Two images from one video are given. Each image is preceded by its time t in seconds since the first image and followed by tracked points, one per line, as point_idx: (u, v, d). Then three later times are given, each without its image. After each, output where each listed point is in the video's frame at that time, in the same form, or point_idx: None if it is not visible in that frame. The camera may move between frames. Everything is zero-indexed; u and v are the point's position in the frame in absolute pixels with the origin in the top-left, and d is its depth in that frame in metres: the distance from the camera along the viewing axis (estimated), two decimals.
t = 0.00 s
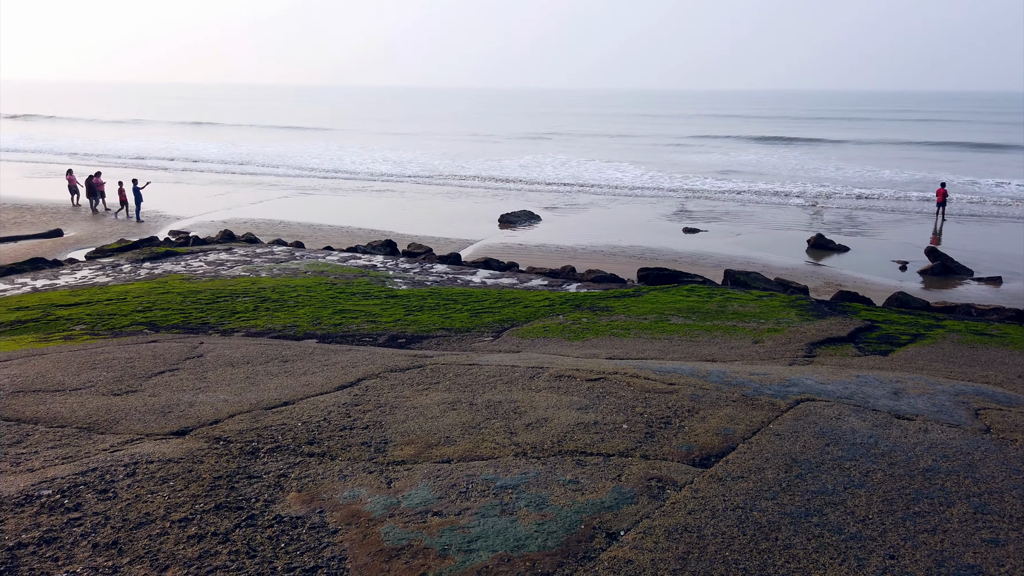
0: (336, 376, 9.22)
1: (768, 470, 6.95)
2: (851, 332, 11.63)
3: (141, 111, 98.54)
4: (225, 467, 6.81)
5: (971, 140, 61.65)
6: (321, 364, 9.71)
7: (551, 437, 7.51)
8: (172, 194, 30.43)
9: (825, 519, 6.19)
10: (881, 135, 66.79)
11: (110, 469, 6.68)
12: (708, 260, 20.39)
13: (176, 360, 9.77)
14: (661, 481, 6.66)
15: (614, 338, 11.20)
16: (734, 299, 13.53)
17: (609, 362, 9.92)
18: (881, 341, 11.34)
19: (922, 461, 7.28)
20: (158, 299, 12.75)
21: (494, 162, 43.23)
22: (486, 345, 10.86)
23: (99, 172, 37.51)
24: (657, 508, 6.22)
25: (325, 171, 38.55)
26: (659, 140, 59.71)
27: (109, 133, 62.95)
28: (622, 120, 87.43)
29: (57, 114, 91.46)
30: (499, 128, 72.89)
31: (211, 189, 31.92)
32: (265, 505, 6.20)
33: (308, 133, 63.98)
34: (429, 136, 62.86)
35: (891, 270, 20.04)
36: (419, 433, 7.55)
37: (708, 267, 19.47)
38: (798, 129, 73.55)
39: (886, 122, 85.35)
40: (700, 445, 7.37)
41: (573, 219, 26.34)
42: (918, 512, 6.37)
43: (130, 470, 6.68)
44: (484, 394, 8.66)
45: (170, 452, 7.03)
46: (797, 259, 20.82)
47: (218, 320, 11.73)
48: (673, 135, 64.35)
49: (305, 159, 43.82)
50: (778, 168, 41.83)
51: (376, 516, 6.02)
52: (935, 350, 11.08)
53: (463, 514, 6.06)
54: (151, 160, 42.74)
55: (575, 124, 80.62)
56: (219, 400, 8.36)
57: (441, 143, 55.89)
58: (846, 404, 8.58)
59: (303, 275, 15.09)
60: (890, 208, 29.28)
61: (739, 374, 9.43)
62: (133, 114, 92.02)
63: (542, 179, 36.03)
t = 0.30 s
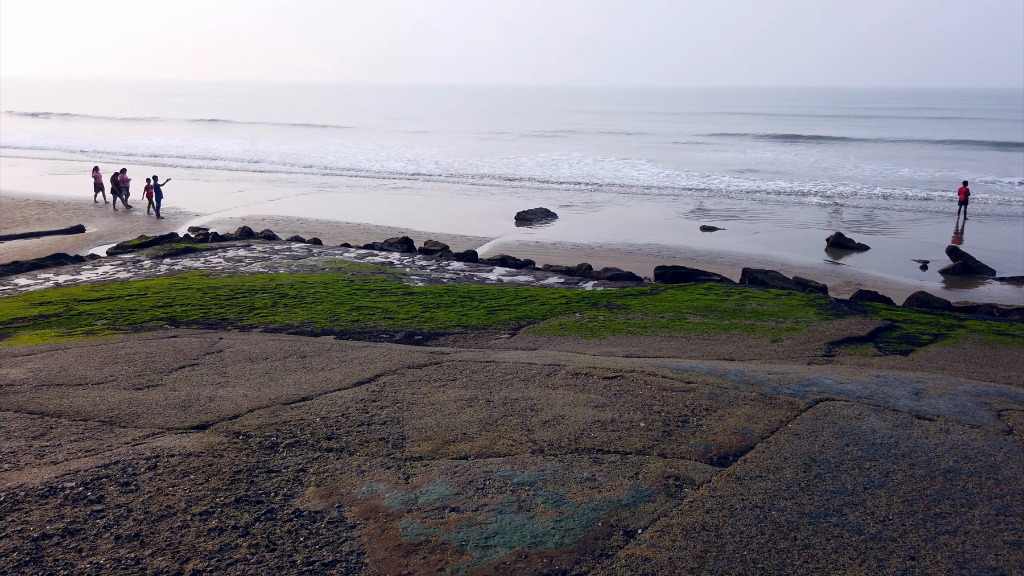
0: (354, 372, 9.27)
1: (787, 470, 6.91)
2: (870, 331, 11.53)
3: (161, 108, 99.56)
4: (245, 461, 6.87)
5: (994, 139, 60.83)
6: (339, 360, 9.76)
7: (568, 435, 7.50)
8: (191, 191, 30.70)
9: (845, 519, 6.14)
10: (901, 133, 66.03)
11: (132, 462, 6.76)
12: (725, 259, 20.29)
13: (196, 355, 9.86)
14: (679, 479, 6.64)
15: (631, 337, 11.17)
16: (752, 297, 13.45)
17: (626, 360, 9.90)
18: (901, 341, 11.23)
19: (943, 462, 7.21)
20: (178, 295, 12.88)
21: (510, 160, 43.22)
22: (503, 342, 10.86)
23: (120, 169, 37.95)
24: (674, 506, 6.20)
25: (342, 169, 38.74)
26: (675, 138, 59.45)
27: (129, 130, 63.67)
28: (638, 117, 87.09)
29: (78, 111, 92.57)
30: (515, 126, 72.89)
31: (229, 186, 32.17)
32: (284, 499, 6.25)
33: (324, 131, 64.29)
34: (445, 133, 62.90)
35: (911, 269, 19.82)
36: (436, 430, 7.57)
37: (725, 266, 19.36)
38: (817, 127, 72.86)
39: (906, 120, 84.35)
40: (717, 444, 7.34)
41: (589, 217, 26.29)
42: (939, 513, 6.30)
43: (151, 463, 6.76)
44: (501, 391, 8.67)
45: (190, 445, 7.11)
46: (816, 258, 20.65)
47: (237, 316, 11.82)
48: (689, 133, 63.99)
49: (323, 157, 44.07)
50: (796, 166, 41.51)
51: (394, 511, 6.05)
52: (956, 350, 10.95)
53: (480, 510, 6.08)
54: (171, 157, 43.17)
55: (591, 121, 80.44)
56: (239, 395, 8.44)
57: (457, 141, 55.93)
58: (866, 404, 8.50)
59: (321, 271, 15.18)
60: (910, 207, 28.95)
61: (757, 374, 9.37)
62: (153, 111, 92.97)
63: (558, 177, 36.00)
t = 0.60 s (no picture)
0: (374, 368, 9.33)
1: (808, 470, 6.85)
2: (894, 331, 11.39)
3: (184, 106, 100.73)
4: (266, 455, 6.93)
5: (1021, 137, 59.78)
6: (359, 355, 9.83)
7: (587, 432, 7.50)
8: (213, 188, 31.01)
9: (867, 520, 6.08)
10: (925, 130, 65.07)
11: (155, 455, 6.85)
12: (745, 257, 20.15)
13: (219, 350, 9.97)
14: (699, 478, 6.61)
15: (650, 335, 11.13)
16: (772, 296, 13.34)
17: (645, 357, 9.86)
18: (925, 341, 11.09)
19: (968, 463, 7.12)
20: (200, 290, 13.02)
21: (529, 157, 43.20)
22: (522, 339, 10.87)
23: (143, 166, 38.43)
24: (694, 505, 6.18)
25: (361, 166, 38.93)
26: (695, 135, 59.08)
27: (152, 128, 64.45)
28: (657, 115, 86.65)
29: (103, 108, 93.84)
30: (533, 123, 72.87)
31: (250, 183, 32.45)
32: (306, 493, 6.31)
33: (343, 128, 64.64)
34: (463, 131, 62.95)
35: (936, 268, 19.56)
36: (456, 426, 7.60)
37: (745, 264, 19.24)
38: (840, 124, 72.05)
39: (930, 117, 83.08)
40: (738, 443, 7.30)
41: (608, 214, 26.22)
42: (963, 514, 6.23)
43: (174, 456, 6.84)
44: (520, 388, 8.68)
45: (213, 439, 7.18)
46: (837, 257, 20.45)
47: (258, 311, 11.93)
48: (709, 131, 63.54)
49: (342, 154, 44.33)
50: (817, 164, 41.11)
51: (413, 506, 6.08)
52: (981, 350, 10.80)
53: (499, 506, 6.09)
54: (193, 154, 43.66)
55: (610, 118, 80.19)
56: (260, 389, 8.51)
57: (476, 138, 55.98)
58: (889, 404, 8.41)
59: (341, 268, 15.27)
60: (934, 205, 28.55)
61: (778, 372, 9.30)
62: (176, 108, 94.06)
63: (576, 175, 35.94)
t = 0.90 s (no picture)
0: (393, 365, 9.36)
1: (829, 472, 6.79)
2: (916, 331, 11.26)
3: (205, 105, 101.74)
4: (287, 451, 6.99)
5: None
6: (378, 353, 9.87)
7: (605, 431, 7.48)
8: (233, 186, 31.29)
9: (889, 523, 6.02)
10: (949, 129, 64.12)
11: (178, 450, 6.93)
12: (765, 256, 19.99)
13: (239, 346, 10.06)
14: (718, 479, 6.58)
15: (669, 334, 11.08)
16: (793, 296, 13.23)
17: (664, 357, 9.82)
18: (948, 342, 10.95)
19: (992, 467, 7.01)
20: (221, 288, 13.14)
21: (547, 156, 43.18)
22: (540, 338, 10.86)
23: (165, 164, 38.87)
24: (713, 506, 6.15)
25: (379, 165, 39.11)
26: (714, 134, 58.67)
27: (174, 126, 65.15)
28: (676, 113, 86.13)
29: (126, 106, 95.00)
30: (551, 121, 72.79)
31: (270, 181, 32.69)
32: (325, 489, 6.35)
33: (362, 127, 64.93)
34: (480, 129, 63.01)
35: (960, 268, 19.29)
36: (474, 424, 7.61)
37: (764, 263, 19.09)
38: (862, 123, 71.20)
39: (954, 116, 81.87)
40: (758, 443, 7.26)
41: (626, 213, 26.14)
42: (987, 519, 6.14)
43: (196, 452, 6.92)
44: (538, 387, 8.68)
45: (234, 435, 7.25)
46: (859, 256, 20.24)
47: (278, 309, 12.03)
48: (728, 129, 63.10)
49: (361, 153, 44.54)
50: (838, 163, 40.69)
51: (432, 504, 6.10)
52: (1007, 352, 10.64)
53: (518, 505, 6.09)
54: (214, 153, 44.08)
55: (628, 117, 79.86)
56: (280, 386, 8.58)
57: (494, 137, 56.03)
58: (911, 406, 8.31)
59: (360, 266, 15.34)
60: (958, 205, 28.14)
61: (799, 373, 9.23)
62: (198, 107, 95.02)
63: (594, 174, 35.84)
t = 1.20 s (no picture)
0: (409, 365, 9.39)
1: (847, 475, 6.73)
2: (936, 333, 11.13)
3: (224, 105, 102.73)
4: (304, 449, 7.03)
5: None
6: (394, 352, 9.90)
7: (622, 432, 7.46)
8: (251, 185, 31.53)
9: (908, 527, 5.96)
10: (971, 129, 63.28)
11: (196, 447, 7.00)
12: (782, 256, 19.86)
13: (257, 344, 10.13)
14: (735, 481, 6.54)
15: (686, 335, 11.03)
16: (811, 297, 13.12)
17: (681, 358, 9.78)
18: (969, 344, 10.81)
19: (1014, 471, 6.92)
20: (239, 286, 13.23)
21: (562, 156, 43.15)
22: (555, 338, 10.86)
23: (184, 164, 39.25)
24: (730, 508, 6.11)
25: (396, 165, 39.25)
26: (731, 134, 58.32)
27: (193, 125, 65.76)
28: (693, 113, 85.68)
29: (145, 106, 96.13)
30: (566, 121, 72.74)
31: (287, 180, 32.90)
32: (342, 488, 6.38)
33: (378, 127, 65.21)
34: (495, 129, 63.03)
35: (981, 270, 19.05)
36: (490, 424, 7.62)
37: (781, 264, 18.96)
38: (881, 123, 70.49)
39: (976, 116, 80.83)
40: (775, 445, 7.21)
41: (642, 213, 26.05)
42: (1009, 524, 6.06)
43: (215, 449, 6.97)
44: (554, 387, 8.68)
45: (252, 433, 7.31)
46: (878, 257, 20.05)
47: (295, 307, 12.10)
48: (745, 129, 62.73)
49: (378, 153, 44.73)
50: (857, 163, 40.31)
51: (448, 504, 6.11)
52: None
53: (534, 505, 6.09)
54: (232, 152, 44.45)
55: (644, 117, 79.59)
56: (298, 384, 8.64)
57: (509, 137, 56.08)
58: (931, 409, 8.22)
59: (376, 265, 15.40)
60: (979, 206, 27.78)
61: (817, 375, 9.16)
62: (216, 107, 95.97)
63: (610, 174, 35.77)
